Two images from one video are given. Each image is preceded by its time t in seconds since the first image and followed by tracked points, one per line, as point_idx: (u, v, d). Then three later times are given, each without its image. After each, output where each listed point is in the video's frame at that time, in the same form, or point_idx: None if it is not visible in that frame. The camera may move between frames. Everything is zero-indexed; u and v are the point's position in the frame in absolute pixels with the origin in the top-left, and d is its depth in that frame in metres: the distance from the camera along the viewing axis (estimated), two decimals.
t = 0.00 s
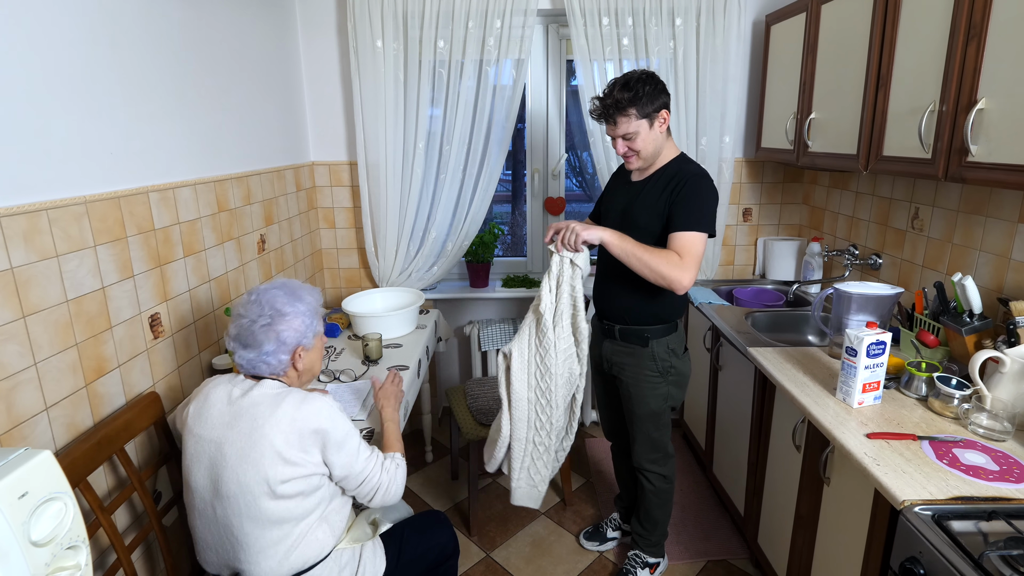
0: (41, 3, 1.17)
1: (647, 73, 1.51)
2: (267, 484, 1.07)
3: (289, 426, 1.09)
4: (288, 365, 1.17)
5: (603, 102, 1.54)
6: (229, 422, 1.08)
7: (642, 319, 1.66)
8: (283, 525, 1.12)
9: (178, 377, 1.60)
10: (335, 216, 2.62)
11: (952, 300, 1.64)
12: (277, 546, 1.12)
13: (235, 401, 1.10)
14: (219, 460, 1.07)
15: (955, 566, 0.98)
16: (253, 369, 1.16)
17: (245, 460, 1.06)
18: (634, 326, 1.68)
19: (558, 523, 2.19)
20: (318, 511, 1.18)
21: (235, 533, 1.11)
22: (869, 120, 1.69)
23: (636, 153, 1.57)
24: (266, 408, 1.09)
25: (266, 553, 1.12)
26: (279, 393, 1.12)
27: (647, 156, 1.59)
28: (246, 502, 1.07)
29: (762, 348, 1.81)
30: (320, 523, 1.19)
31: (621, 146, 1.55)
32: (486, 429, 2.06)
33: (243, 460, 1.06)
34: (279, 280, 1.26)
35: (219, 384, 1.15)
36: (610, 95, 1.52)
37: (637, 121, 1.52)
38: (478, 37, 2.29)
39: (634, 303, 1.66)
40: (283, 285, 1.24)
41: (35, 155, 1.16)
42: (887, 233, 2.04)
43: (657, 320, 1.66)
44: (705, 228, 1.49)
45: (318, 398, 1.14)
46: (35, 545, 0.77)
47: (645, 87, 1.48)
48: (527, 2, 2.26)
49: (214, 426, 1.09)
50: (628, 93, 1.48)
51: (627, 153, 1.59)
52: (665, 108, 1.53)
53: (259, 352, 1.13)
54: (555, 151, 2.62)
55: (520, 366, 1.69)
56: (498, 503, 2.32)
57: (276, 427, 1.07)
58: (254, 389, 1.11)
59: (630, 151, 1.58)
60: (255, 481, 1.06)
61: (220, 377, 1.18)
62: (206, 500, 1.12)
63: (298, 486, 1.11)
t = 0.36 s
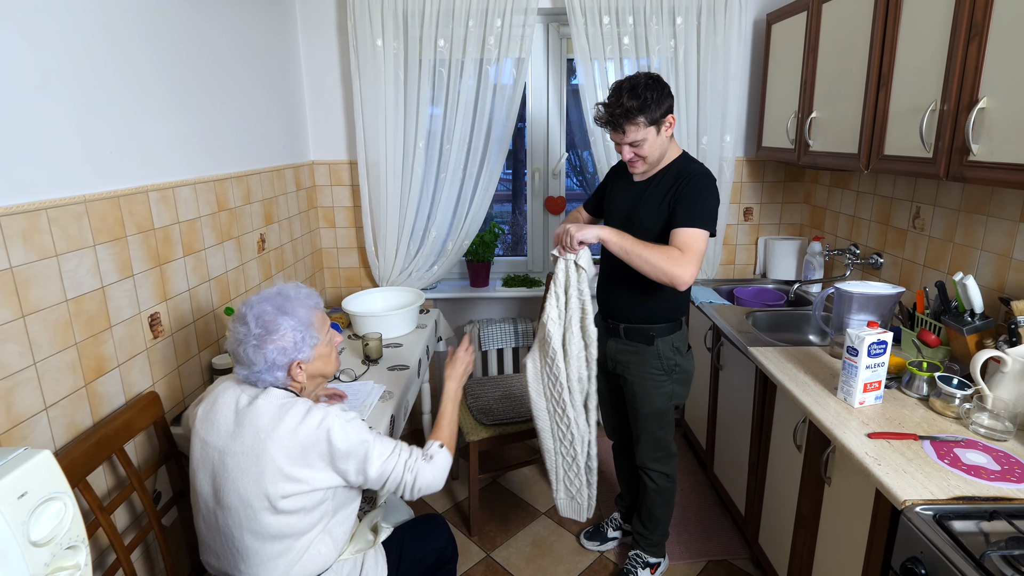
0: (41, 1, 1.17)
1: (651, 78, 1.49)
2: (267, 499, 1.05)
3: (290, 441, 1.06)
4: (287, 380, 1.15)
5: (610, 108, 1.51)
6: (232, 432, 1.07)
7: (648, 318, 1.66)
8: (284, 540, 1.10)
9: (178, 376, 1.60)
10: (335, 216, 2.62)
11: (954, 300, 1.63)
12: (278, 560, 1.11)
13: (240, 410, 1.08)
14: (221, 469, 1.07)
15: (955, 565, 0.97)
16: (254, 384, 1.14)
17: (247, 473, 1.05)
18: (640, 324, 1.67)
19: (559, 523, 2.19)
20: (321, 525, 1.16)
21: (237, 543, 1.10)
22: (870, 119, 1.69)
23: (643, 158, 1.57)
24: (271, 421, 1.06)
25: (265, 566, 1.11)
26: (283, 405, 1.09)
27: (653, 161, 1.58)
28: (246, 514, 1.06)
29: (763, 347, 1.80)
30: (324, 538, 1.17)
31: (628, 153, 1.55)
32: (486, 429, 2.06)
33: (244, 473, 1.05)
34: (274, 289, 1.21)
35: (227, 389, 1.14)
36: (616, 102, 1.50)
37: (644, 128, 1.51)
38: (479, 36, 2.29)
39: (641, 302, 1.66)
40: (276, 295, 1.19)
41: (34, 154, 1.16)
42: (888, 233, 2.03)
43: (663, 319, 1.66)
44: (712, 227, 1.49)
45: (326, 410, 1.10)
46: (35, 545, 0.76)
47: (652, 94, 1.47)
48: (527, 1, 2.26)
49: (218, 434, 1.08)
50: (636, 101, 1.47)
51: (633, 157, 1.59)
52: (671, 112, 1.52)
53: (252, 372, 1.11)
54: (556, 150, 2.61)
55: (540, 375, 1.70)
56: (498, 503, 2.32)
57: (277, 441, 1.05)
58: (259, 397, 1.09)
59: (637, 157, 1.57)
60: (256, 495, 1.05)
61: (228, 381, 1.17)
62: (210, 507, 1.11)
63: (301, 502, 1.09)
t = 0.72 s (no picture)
0: (41, 0, 1.17)
1: (643, 80, 1.47)
2: (275, 504, 1.04)
3: (299, 447, 1.04)
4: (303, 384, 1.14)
5: (605, 115, 1.50)
6: (243, 434, 1.07)
7: (650, 316, 1.66)
8: (291, 545, 1.09)
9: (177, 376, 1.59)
10: (335, 215, 2.61)
11: (955, 299, 1.63)
12: (284, 565, 1.10)
13: (252, 412, 1.08)
14: (230, 471, 1.07)
15: (956, 565, 0.97)
16: (268, 388, 1.12)
17: (255, 476, 1.04)
18: (641, 323, 1.67)
19: (559, 523, 2.18)
20: (329, 533, 1.15)
21: (244, 546, 1.10)
22: (871, 118, 1.69)
23: (641, 162, 1.57)
24: (281, 425, 1.05)
25: (273, 570, 1.11)
26: (293, 410, 1.08)
27: (652, 162, 1.58)
28: (254, 519, 1.06)
29: (764, 347, 1.80)
30: (331, 545, 1.16)
31: (626, 159, 1.54)
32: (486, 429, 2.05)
33: (253, 477, 1.04)
34: (288, 292, 1.18)
35: (241, 390, 1.14)
36: (610, 110, 1.48)
37: (641, 133, 1.50)
38: (479, 34, 2.28)
39: (644, 300, 1.65)
40: (291, 298, 1.16)
41: (33, 153, 1.16)
42: (890, 232, 2.03)
43: (665, 317, 1.66)
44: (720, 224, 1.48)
45: (338, 414, 1.08)
46: (34, 545, 0.76)
47: (646, 98, 1.45)
48: None
49: (229, 435, 1.08)
50: (630, 107, 1.45)
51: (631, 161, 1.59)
52: (666, 112, 1.51)
53: (267, 377, 1.10)
54: (556, 149, 2.61)
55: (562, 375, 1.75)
56: (499, 503, 2.31)
57: (286, 447, 1.04)
58: (271, 400, 1.09)
59: (635, 161, 1.57)
60: (264, 500, 1.05)
61: (244, 383, 1.16)
62: (218, 509, 1.12)
63: (308, 508, 1.08)
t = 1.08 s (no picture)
0: None
1: (617, 101, 1.47)
2: (269, 505, 1.04)
3: (293, 450, 1.03)
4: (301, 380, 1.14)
5: (587, 139, 1.51)
6: (240, 434, 1.06)
7: (658, 314, 1.65)
8: (286, 546, 1.09)
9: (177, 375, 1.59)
10: (335, 214, 2.61)
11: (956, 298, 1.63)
12: (279, 564, 1.11)
13: (248, 411, 1.07)
14: (227, 471, 1.06)
15: (957, 565, 0.97)
16: (267, 382, 1.12)
17: (249, 477, 1.04)
18: (649, 322, 1.67)
19: (559, 523, 2.18)
20: (326, 534, 1.14)
21: (241, 544, 1.10)
22: (872, 117, 1.68)
23: (632, 176, 1.58)
24: (276, 426, 1.05)
25: (270, 569, 1.11)
26: (290, 410, 1.07)
27: (644, 174, 1.58)
28: (250, 519, 1.06)
29: (765, 346, 1.80)
30: (327, 546, 1.15)
31: (616, 177, 1.56)
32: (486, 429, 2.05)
33: (247, 477, 1.04)
34: (296, 287, 1.19)
35: (240, 388, 1.13)
36: (589, 134, 1.49)
37: (625, 151, 1.51)
38: (479, 33, 2.28)
39: (652, 298, 1.65)
40: (299, 292, 1.17)
41: (33, 152, 1.15)
42: (891, 232, 2.02)
43: (673, 316, 1.66)
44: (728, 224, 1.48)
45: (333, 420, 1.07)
46: (34, 545, 0.76)
47: (624, 119, 1.45)
48: None
49: (226, 434, 1.08)
50: (609, 131, 1.46)
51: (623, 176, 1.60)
52: (649, 126, 1.50)
53: (267, 368, 1.10)
54: (557, 148, 2.61)
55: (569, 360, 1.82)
56: (499, 502, 2.31)
57: (280, 449, 1.03)
58: (269, 401, 1.08)
59: (626, 176, 1.58)
60: (258, 500, 1.04)
61: (242, 381, 1.16)
62: (216, 507, 1.11)
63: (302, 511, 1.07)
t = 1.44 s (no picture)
0: None
1: (610, 105, 1.47)
2: (260, 506, 1.04)
3: (285, 452, 1.03)
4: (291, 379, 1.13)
5: (581, 145, 1.51)
6: (230, 436, 1.06)
7: (661, 314, 1.65)
8: (278, 548, 1.09)
9: (177, 375, 1.59)
10: (335, 213, 2.61)
11: (957, 298, 1.62)
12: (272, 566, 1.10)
13: (239, 412, 1.07)
14: (218, 473, 1.06)
15: (959, 565, 0.97)
16: (257, 379, 1.12)
17: (240, 479, 1.04)
18: (652, 322, 1.66)
19: (560, 523, 2.18)
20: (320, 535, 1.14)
21: (233, 547, 1.10)
22: (873, 116, 1.68)
23: (631, 177, 1.58)
24: (269, 429, 1.04)
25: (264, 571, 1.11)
26: (290, 407, 1.08)
27: (643, 174, 1.58)
28: (242, 520, 1.06)
29: (766, 346, 1.80)
30: (320, 548, 1.15)
31: (614, 178, 1.57)
32: (487, 428, 2.04)
33: (238, 479, 1.04)
34: (291, 286, 1.20)
35: (228, 392, 1.12)
36: (584, 138, 1.50)
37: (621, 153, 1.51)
38: (479, 32, 2.27)
39: (655, 298, 1.64)
40: (296, 290, 1.18)
41: (32, 151, 1.15)
42: (892, 231, 2.02)
43: (675, 315, 1.66)
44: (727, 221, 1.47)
45: (324, 425, 1.08)
46: (34, 544, 0.75)
47: (617, 122, 1.45)
48: None
49: (217, 437, 1.07)
50: (603, 134, 1.46)
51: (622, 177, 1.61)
52: (644, 127, 1.49)
53: (257, 363, 1.09)
54: (557, 147, 2.61)
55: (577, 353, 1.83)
56: (500, 502, 2.31)
57: (271, 451, 1.03)
58: (260, 402, 1.08)
59: (624, 177, 1.59)
60: (249, 502, 1.04)
61: (232, 384, 1.16)
62: (209, 510, 1.11)
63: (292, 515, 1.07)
